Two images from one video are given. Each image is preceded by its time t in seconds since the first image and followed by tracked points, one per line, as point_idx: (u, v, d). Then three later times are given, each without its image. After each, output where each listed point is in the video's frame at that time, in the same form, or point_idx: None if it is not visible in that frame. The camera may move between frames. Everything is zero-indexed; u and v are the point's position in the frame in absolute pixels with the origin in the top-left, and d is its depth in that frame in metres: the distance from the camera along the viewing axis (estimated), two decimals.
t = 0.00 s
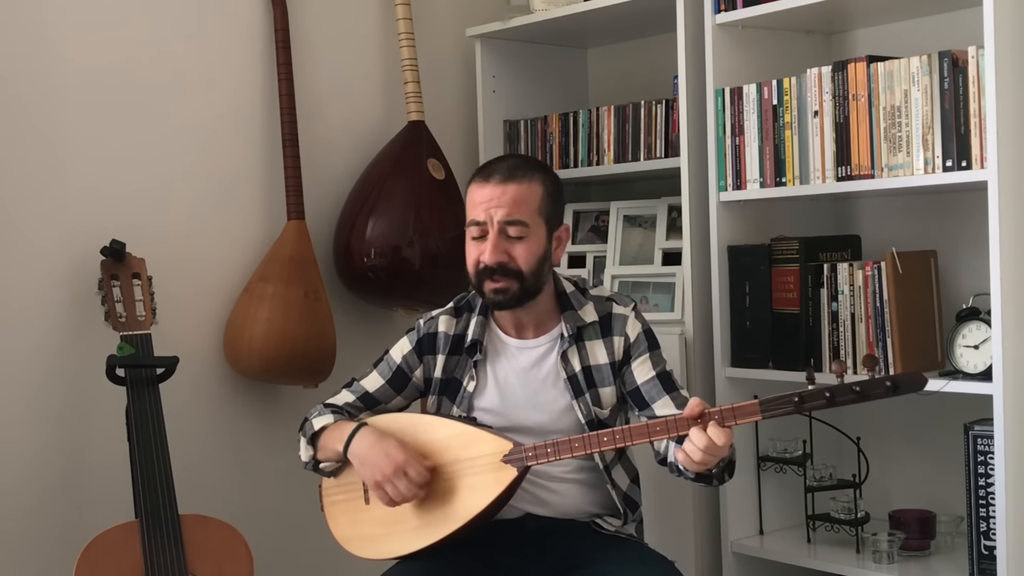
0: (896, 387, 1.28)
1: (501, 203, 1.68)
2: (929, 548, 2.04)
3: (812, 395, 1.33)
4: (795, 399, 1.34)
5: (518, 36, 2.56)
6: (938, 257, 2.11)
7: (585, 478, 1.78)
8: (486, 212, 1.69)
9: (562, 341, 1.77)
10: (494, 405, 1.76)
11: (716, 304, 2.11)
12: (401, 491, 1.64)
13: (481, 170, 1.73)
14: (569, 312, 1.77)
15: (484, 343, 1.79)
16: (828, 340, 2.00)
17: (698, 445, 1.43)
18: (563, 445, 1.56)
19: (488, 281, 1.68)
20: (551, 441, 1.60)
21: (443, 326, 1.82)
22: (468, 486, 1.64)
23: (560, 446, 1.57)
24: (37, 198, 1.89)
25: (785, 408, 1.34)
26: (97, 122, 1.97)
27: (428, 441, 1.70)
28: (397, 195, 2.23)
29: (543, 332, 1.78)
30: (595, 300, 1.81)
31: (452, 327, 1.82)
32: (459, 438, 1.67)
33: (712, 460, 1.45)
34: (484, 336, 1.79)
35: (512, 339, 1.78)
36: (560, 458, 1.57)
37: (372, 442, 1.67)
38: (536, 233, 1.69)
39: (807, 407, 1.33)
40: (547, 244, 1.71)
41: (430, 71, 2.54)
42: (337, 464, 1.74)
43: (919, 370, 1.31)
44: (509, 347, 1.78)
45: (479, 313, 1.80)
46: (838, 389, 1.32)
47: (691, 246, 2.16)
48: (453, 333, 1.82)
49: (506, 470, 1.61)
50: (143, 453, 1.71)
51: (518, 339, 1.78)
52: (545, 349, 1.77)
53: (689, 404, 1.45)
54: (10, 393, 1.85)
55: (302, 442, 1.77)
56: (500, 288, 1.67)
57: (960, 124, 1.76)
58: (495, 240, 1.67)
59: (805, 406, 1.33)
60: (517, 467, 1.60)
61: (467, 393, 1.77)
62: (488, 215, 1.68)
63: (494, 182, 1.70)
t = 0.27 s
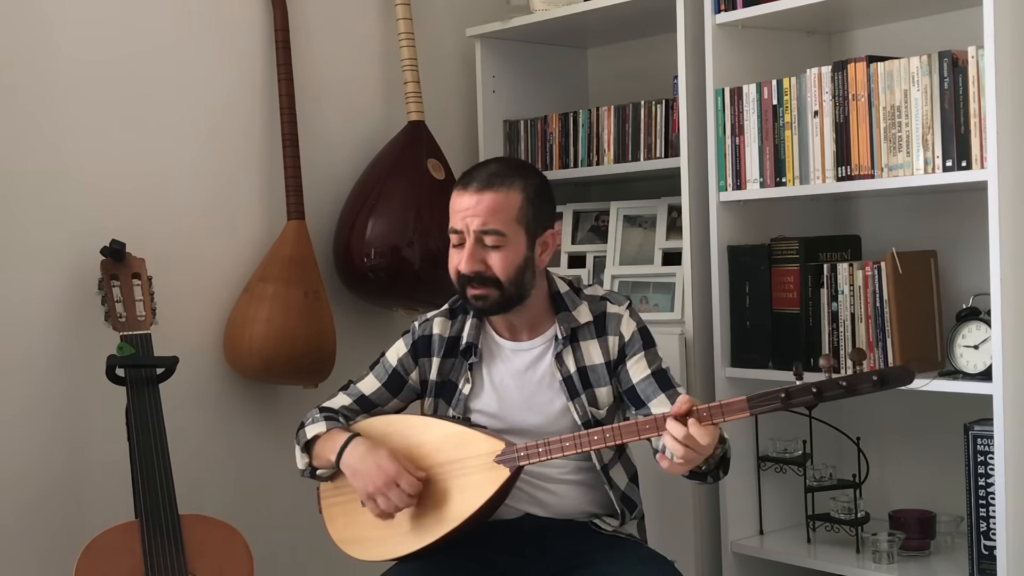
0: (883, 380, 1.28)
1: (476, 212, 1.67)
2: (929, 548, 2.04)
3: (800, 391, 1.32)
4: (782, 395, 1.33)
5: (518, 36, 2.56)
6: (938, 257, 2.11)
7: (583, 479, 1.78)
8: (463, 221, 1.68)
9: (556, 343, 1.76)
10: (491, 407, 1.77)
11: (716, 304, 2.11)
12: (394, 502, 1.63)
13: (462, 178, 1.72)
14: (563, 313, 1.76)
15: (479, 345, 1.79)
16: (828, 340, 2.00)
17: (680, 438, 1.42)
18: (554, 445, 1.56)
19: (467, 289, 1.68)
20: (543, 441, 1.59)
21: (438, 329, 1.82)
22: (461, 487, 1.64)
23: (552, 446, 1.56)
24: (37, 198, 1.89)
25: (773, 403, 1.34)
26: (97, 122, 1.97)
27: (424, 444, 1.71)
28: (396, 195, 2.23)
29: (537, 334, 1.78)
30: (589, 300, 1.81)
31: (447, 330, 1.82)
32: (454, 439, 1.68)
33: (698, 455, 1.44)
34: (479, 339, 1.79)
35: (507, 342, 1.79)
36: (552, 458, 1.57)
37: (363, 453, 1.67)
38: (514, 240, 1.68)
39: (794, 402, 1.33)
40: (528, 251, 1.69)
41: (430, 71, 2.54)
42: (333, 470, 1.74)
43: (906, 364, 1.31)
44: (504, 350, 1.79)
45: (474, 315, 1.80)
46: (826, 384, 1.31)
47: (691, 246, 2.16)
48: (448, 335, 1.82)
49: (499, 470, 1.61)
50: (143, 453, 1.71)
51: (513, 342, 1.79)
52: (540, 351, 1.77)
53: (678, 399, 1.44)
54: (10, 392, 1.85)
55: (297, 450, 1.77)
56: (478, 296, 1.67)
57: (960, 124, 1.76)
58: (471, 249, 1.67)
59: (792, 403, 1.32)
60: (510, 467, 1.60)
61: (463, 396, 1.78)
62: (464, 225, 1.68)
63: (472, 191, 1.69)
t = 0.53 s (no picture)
0: (880, 386, 1.27)
1: (457, 220, 1.67)
2: (929, 548, 2.04)
3: (796, 396, 1.33)
4: (779, 401, 1.34)
5: (518, 36, 2.56)
6: (938, 257, 2.11)
7: (582, 482, 1.77)
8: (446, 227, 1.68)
9: (553, 347, 1.76)
10: (489, 409, 1.77)
11: (716, 305, 2.11)
12: (383, 509, 1.64)
13: (452, 183, 1.72)
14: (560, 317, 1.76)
15: (476, 348, 1.79)
16: (828, 340, 2.00)
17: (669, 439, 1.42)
18: (552, 448, 1.56)
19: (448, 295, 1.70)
20: (540, 444, 1.60)
21: (435, 330, 1.82)
22: (459, 490, 1.64)
23: (549, 449, 1.57)
24: (37, 198, 1.89)
25: (770, 409, 1.34)
26: (97, 123, 1.97)
27: (422, 445, 1.71)
28: (397, 195, 2.23)
29: (533, 337, 1.78)
30: (587, 302, 1.80)
31: (444, 331, 1.82)
32: (452, 440, 1.68)
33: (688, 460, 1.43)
34: (475, 343, 1.79)
35: (504, 345, 1.79)
36: (549, 461, 1.57)
37: (359, 457, 1.67)
38: (494, 250, 1.67)
39: (791, 407, 1.33)
40: (509, 261, 1.68)
41: (430, 71, 2.54)
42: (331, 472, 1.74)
43: (903, 368, 1.31)
44: (501, 353, 1.79)
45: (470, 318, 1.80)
46: (823, 389, 1.32)
47: (691, 246, 2.16)
48: (445, 337, 1.82)
49: (497, 472, 1.61)
50: (143, 453, 1.72)
51: (510, 345, 1.79)
52: (537, 355, 1.77)
53: (675, 402, 1.45)
54: (10, 392, 1.85)
55: (295, 453, 1.76)
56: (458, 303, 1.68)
57: (960, 124, 1.76)
58: (451, 257, 1.67)
59: (789, 407, 1.33)
60: (508, 469, 1.60)
61: (459, 398, 1.78)
62: (446, 231, 1.68)
63: (456, 198, 1.69)
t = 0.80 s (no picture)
0: (883, 394, 1.28)
1: (458, 226, 1.66)
2: (929, 548, 2.04)
3: (800, 402, 1.33)
4: (781, 407, 1.34)
5: (518, 36, 2.55)
6: (938, 257, 2.11)
7: (582, 483, 1.77)
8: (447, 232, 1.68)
9: (553, 350, 1.76)
10: (490, 411, 1.77)
11: (716, 305, 2.11)
12: (388, 497, 1.63)
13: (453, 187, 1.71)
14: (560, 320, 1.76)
15: (476, 351, 1.79)
16: (828, 341, 2.00)
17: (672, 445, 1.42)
18: (552, 450, 1.56)
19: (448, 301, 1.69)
20: (541, 446, 1.60)
21: (435, 332, 1.82)
22: (459, 490, 1.64)
23: (550, 452, 1.56)
24: (37, 198, 1.89)
25: (772, 415, 1.35)
26: (97, 123, 1.97)
27: (422, 445, 1.71)
28: (397, 196, 2.23)
29: (533, 340, 1.77)
30: (587, 305, 1.80)
31: (444, 333, 1.82)
32: (453, 442, 1.68)
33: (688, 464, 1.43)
34: (475, 346, 1.79)
35: (504, 348, 1.78)
36: (550, 463, 1.57)
37: (360, 448, 1.67)
38: (496, 256, 1.66)
39: (793, 414, 1.34)
40: (511, 266, 1.67)
41: (430, 71, 2.54)
42: (332, 470, 1.75)
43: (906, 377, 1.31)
44: (501, 356, 1.79)
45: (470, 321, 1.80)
46: (826, 396, 1.32)
47: (691, 246, 2.16)
48: (445, 339, 1.82)
49: (497, 474, 1.61)
50: (143, 453, 1.72)
51: (510, 348, 1.78)
52: (536, 358, 1.77)
53: (678, 407, 1.45)
54: (10, 391, 1.85)
55: (296, 450, 1.77)
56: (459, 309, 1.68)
57: (960, 124, 1.76)
58: (454, 262, 1.67)
59: (792, 414, 1.33)
60: (508, 471, 1.60)
61: (458, 400, 1.78)
62: (448, 237, 1.67)
63: (457, 203, 1.68)
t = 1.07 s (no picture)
0: (884, 387, 1.27)
1: (507, 207, 1.67)
2: (929, 548, 2.04)
3: (801, 396, 1.33)
4: (783, 401, 1.34)
5: (517, 36, 2.55)
6: (938, 257, 2.11)
7: (584, 481, 1.78)
8: (493, 214, 1.67)
9: (557, 345, 1.76)
10: (492, 409, 1.76)
11: (716, 305, 2.11)
12: (387, 505, 1.64)
13: (483, 172, 1.72)
14: (564, 315, 1.77)
15: (480, 349, 1.79)
16: (828, 340, 2.00)
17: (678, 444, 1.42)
18: (555, 448, 1.56)
19: (492, 285, 1.67)
20: (543, 444, 1.60)
21: (438, 330, 1.82)
22: (460, 490, 1.64)
23: (552, 449, 1.57)
24: (37, 198, 1.89)
25: (774, 409, 1.34)
26: (97, 122, 1.97)
27: (423, 445, 1.71)
28: (396, 195, 2.23)
29: (538, 336, 1.78)
30: (591, 302, 1.81)
31: (447, 331, 1.82)
32: (454, 441, 1.68)
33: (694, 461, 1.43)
34: (479, 342, 1.79)
35: (508, 344, 1.79)
36: (552, 461, 1.57)
37: (361, 455, 1.67)
38: (541, 235, 1.69)
39: (795, 408, 1.33)
40: (551, 247, 1.71)
41: (430, 71, 2.54)
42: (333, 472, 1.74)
43: (908, 370, 1.31)
44: (505, 353, 1.79)
45: (474, 318, 1.80)
46: (828, 390, 1.32)
47: (691, 246, 2.16)
48: (448, 337, 1.82)
49: (499, 473, 1.61)
50: (143, 453, 1.71)
51: (514, 344, 1.78)
52: (541, 354, 1.77)
53: (680, 403, 1.45)
54: (10, 391, 1.85)
55: (297, 452, 1.77)
56: (505, 292, 1.67)
57: (960, 124, 1.76)
58: (503, 244, 1.67)
59: (794, 408, 1.33)
60: (509, 469, 1.60)
61: (462, 398, 1.78)
62: (493, 219, 1.67)
63: (497, 185, 1.69)
